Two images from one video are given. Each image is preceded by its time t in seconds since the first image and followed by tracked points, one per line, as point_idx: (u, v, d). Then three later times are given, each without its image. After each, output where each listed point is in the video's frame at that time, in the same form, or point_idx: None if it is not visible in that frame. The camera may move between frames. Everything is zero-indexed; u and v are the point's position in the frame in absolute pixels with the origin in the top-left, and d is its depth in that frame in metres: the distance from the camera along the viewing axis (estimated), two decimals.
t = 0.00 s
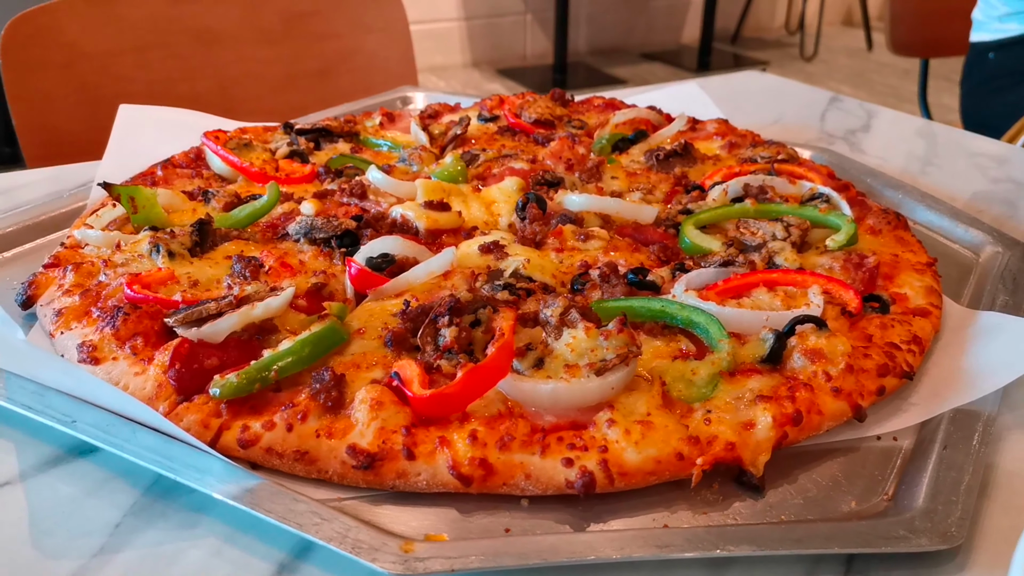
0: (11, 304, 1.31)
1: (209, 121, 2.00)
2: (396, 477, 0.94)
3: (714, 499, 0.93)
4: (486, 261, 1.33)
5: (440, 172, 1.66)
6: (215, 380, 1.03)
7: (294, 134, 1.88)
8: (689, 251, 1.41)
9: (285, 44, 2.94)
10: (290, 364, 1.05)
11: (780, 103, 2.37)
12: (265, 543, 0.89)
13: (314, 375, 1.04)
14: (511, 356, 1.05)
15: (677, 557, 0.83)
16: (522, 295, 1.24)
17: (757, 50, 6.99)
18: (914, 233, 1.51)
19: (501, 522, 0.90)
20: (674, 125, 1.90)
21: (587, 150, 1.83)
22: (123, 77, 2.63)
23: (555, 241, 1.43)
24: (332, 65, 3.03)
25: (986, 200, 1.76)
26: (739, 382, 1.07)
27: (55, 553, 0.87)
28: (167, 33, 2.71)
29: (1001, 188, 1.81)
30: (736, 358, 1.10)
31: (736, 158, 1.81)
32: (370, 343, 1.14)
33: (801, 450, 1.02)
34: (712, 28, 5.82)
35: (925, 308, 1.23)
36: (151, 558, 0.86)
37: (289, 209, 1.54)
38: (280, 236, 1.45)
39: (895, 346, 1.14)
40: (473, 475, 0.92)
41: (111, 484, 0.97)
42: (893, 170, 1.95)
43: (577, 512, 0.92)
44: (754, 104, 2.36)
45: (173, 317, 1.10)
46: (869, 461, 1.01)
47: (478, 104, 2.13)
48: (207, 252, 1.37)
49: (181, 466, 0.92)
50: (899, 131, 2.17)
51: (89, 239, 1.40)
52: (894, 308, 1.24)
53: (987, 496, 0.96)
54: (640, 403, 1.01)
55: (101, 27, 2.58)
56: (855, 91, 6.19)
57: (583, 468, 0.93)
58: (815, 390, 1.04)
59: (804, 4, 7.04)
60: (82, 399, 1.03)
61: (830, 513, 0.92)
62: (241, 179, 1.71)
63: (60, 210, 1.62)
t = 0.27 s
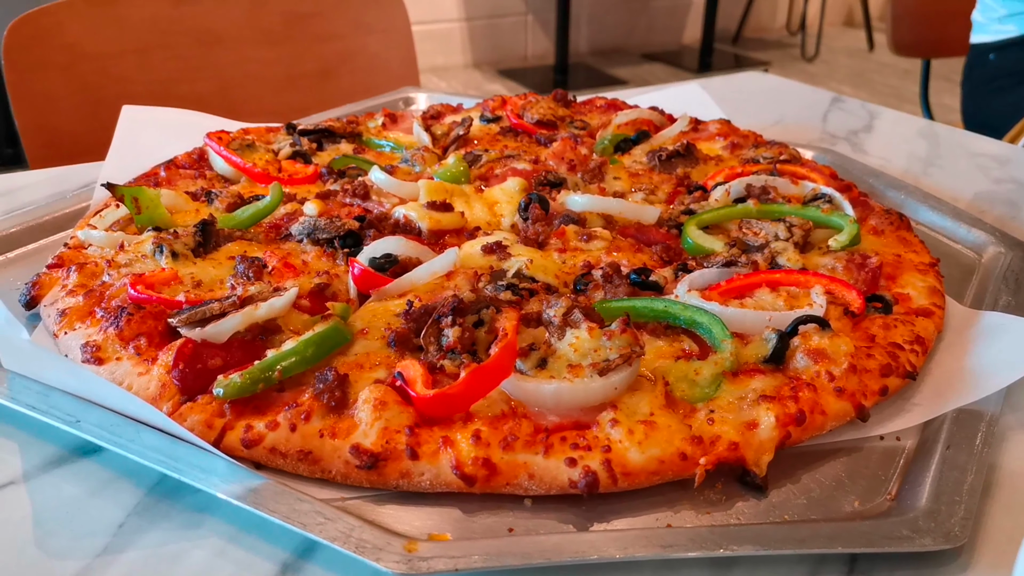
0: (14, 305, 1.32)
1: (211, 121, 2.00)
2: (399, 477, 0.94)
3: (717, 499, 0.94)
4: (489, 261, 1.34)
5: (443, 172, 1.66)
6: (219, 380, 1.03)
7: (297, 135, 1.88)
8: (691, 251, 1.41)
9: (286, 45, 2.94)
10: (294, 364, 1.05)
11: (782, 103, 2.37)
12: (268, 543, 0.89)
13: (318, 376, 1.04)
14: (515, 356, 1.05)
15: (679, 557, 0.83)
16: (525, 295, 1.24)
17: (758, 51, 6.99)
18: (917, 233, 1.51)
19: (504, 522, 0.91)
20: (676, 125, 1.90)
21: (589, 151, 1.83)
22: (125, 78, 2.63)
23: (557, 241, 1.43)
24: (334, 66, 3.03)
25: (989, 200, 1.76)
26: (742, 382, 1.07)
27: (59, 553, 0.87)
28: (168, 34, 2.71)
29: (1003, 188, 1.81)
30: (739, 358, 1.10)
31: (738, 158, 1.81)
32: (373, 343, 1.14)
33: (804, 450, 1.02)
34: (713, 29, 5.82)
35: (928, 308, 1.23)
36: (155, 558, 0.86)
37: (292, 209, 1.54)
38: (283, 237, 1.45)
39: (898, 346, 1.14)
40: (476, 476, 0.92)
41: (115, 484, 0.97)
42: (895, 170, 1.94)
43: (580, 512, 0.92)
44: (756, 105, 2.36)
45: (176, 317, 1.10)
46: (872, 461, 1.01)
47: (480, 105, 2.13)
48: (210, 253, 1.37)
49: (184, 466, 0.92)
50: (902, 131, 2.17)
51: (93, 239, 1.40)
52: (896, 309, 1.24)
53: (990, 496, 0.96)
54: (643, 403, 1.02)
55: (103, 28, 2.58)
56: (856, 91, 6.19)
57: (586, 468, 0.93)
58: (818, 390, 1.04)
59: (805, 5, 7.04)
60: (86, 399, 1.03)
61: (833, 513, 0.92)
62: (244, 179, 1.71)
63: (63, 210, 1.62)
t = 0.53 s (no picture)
0: (18, 303, 1.32)
1: (214, 120, 2.00)
2: (402, 476, 0.94)
3: (720, 497, 0.93)
4: (491, 260, 1.34)
5: (446, 171, 1.66)
6: (222, 378, 1.03)
7: (300, 134, 1.88)
8: (694, 249, 1.41)
9: (289, 44, 2.95)
10: (296, 363, 1.05)
11: (785, 102, 2.37)
12: (270, 541, 0.89)
13: (321, 374, 1.04)
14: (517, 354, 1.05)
15: (682, 556, 0.83)
16: (528, 293, 1.24)
17: (761, 50, 6.98)
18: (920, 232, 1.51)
19: (507, 520, 0.90)
20: (679, 124, 1.90)
21: (591, 150, 1.83)
22: (128, 77, 2.63)
23: (560, 240, 1.43)
24: (336, 65, 3.03)
25: (992, 199, 1.75)
26: (745, 380, 1.06)
27: (62, 551, 0.87)
28: (171, 33, 2.71)
29: (1007, 187, 1.81)
30: (742, 357, 1.10)
31: (741, 157, 1.81)
32: (376, 341, 1.14)
33: (807, 449, 1.02)
34: (716, 28, 5.81)
35: (931, 307, 1.23)
36: (158, 556, 0.86)
37: (294, 208, 1.54)
38: (286, 236, 1.45)
39: (901, 345, 1.13)
40: (479, 474, 0.92)
41: (118, 482, 0.97)
42: (899, 168, 1.94)
43: (583, 511, 0.92)
44: (758, 104, 2.35)
45: (179, 315, 1.10)
46: (875, 460, 1.01)
47: (483, 104, 2.13)
48: (213, 252, 1.37)
49: (187, 464, 0.92)
50: (906, 130, 2.17)
51: (96, 238, 1.40)
52: (900, 307, 1.24)
53: (993, 495, 0.96)
54: (646, 401, 1.01)
55: (105, 28, 2.58)
56: (859, 90, 6.18)
57: (589, 466, 0.92)
58: (821, 389, 1.04)
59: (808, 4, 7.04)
60: (88, 398, 1.03)
61: (837, 512, 0.92)
62: (247, 178, 1.71)
63: (66, 209, 1.62)
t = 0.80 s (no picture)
0: (19, 301, 1.32)
1: (215, 118, 2.00)
2: (403, 473, 0.94)
3: (721, 495, 0.93)
4: (492, 257, 1.34)
5: (447, 169, 1.66)
6: (223, 375, 1.03)
7: (301, 131, 1.88)
8: (696, 247, 1.41)
9: (290, 42, 2.95)
10: (297, 360, 1.06)
11: (787, 100, 2.37)
12: (271, 538, 0.89)
13: (322, 371, 1.04)
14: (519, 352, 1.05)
15: (683, 553, 0.83)
16: (529, 291, 1.24)
17: (764, 48, 6.97)
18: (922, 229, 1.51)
19: (508, 517, 0.90)
20: (681, 122, 1.89)
21: (593, 148, 1.83)
22: (130, 76, 2.63)
23: (561, 237, 1.43)
24: (338, 64, 3.03)
25: (995, 197, 1.75)
26: (746, 378, 1.06)
27: (63, 548, 0.87)
28: (173, 32, 2.71)
29: (1010, 185, 1.80)
30: (743, 354, 1.10)
31: (743, 155, 1.81)
32: (377, 339, 1.14)
33: (808, 446, 1.01)
34: (719, 26, 5.81)
35: (933, 304, 1.23)
36: (158, 553, 0.86)
37: (296, 206, 1.54)
38: (288, 233, 1.45)
39: (903, 343, 1.13)
40: (480, 471, 0.92)
41: (119, 479, 0.97)
42: (901, 166, 1.94)
43: (584, 508, 0.92)
44: (760, 101, 2.35)
45: (181, 313, 1.10)
46: (877, 457, 1.00)
47: (485, 102, 2.12)
48: (214, 249, 1.37)
49: (188, 462, 0.92)
50: (909, 128, 2.16)
51: (97, 236, 1.40)
52: (901, 305, 1.24)
53: (995, 493, 0.96)
54: (647, 399, 1.01)
55: (107, 26, 2.58)
56: (862, 89, 6.17)
57: (590, 464, 0.92)
58: (823, 386, 1.04)
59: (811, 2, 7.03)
60: (90, 395, 1.03)
61: (838, 509, 0.92)
62: (249, 176, 1.71)
63: (68, 207, 1.63)
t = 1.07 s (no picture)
0: (22, 301, 1.33)
1: (217, 119, 2.01)
2: (403, 473, 0.94)
3: (719, 495, 0.94)
4: (492, 259, 1.34)
5: (448, 170, 1.67)
6: (224, 376, 1.04)
7: (303, 132, 1.89)
8: (695, 248, 1.42)
9: (292, 42, 2.95)
10: (298, 361, 1.06)
11: (787, 101, 2.37)
12: (272, 538, 0.90)
13: (322, 372, 1.05)
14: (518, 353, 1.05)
15: (680, 552, 0.84)
16: (529, 292, 1.24)
17: (766, 48, 6.97)
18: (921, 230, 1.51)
19: (507, 517, 0.91)
20: (681, 123, 1.90)
21: (593, 149, 1.84)
22: (132, 76, 2.64)
23: (561, 238, 1.44)
24: (340, 64, 3.04)
25: (994, 198, 1.75)
26: (744, 378, 1.07)
27: (66, 548, 0.88)
28: (175, 32, 2.72)
29: (1009, 186, 1.81)
30: (741, 355, 1.10)
31: (743, 156, 1.81)
32: (377, 340, 1.15)
33: (806, 447, 1.02)
34: (720, 26, 5.81)
35: (931, 305, 1.23)
36: (160, 553, 0.87)
37: (297, 207, 1.55)
38: (289, 234, 1.46)
39: (900, 344, 1.14)
40: (479, 471, 0.93)
41: (121, 479, 0.98)
42: (901, 167, 1.94)
43: (583, 508, 0.93)
44: (760, 102, 2.36)
45: (182, 314, 1.11)
46: (874, 458, 1.01)
47: (486, 102, 2.13)
48: (216, 250, 1.38)
49: (190, 462, 0.93)
50: (909, 129, 2.17)
51: (100, 237, 1.41)
52: (899, 306, 1.24)
53: (992, 493, 0.96)
54: (646, 399, 1.02)
55: (110, 26, 2.59)
56: (863, 88, 6.17)
57: (589, 464, 0.93)
58: (820, 387, 1.05)
59: (813, 2, 7.03)
60: (93, 395, 1.04)
61: (835, 509, 0.92)
62: (250, 177, 1.72)
63: (70, 208, 1.63)
